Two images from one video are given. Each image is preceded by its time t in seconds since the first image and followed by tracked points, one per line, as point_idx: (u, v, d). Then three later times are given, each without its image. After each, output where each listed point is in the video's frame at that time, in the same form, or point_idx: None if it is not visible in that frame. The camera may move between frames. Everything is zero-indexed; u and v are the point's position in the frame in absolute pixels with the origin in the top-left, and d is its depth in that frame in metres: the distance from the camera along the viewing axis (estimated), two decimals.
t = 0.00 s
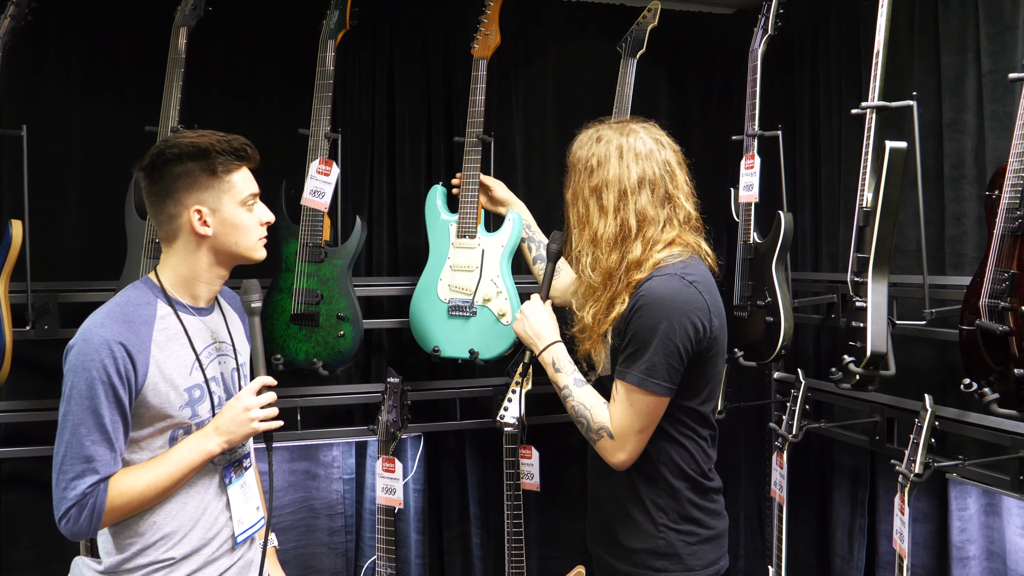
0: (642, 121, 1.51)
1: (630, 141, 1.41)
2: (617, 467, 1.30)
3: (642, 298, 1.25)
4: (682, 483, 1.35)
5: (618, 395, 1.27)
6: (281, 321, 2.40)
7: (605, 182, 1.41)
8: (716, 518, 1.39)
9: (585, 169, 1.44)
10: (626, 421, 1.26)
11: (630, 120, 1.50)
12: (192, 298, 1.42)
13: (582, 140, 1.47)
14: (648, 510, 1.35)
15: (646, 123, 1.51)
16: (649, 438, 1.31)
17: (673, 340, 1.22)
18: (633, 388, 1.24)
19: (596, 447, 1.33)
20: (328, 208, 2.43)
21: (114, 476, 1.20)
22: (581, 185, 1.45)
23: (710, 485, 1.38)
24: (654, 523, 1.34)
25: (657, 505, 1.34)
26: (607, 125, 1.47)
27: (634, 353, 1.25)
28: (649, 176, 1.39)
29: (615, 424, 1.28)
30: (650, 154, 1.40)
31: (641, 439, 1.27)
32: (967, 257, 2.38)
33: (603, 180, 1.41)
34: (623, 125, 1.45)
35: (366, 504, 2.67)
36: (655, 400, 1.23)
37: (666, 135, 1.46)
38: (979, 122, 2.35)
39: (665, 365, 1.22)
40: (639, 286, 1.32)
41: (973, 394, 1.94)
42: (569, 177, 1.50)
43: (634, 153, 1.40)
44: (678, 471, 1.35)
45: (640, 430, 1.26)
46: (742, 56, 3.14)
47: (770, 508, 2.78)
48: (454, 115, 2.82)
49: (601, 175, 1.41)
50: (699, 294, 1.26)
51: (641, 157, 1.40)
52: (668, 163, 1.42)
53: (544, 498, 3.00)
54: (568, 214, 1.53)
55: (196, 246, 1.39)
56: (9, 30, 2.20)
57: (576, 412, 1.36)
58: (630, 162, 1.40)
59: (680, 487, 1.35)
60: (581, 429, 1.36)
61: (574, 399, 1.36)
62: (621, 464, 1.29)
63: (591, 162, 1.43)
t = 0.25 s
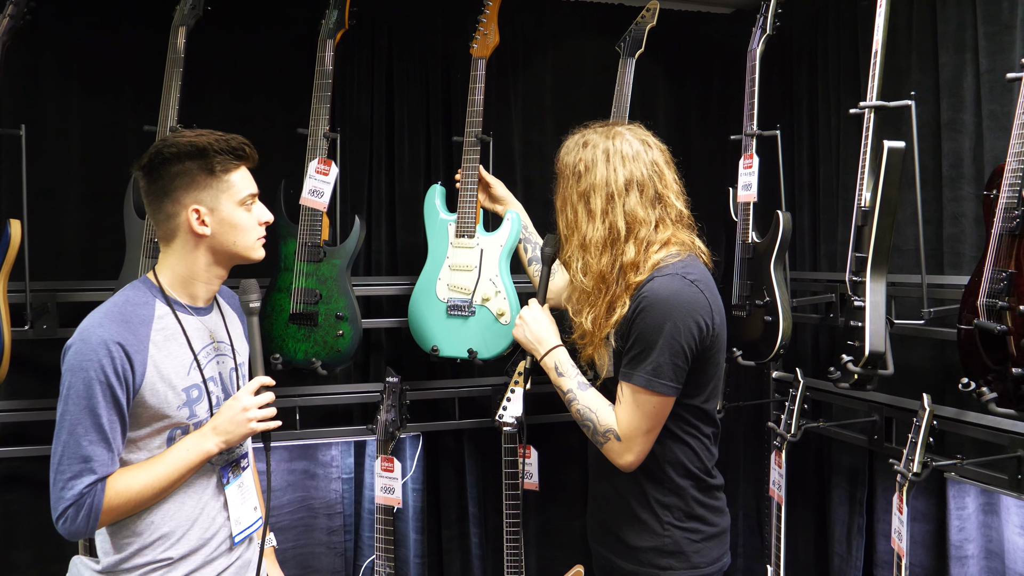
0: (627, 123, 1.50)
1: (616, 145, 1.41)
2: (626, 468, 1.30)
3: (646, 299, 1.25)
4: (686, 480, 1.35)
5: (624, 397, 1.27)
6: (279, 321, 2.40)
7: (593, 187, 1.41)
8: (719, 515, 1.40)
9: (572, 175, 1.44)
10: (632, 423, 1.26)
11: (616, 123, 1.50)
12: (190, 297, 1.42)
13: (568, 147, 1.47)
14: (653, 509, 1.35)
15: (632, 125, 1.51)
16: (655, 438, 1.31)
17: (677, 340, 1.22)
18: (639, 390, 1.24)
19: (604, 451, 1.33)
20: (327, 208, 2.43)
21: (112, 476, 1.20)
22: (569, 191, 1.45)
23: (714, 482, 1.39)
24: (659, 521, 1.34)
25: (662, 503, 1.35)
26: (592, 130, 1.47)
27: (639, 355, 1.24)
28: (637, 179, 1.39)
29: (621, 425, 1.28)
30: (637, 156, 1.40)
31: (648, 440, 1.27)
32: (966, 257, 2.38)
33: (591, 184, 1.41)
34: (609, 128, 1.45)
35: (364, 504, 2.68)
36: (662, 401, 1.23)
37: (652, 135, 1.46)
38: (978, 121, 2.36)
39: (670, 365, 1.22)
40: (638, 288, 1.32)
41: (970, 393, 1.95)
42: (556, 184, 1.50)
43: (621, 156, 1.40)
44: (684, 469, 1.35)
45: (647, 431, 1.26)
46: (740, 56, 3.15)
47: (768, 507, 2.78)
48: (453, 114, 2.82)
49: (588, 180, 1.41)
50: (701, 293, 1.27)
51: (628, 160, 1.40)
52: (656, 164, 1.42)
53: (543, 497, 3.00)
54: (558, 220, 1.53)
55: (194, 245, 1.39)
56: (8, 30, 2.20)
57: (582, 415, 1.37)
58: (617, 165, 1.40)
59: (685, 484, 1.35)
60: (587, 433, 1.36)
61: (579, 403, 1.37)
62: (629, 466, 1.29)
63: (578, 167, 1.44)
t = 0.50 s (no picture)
0: (630, 123, 1.50)
1: (617, 143, 1.41)
2: (625, 469, 1.30)
3: (644, 298, 1.25)
4: (686, 482, 1.35)
5: (623, 398, 1.27)
6: (278, 322, 2.40)
7: (593, 185, 1.41)
8: (720, 516, 1.40)
9: (574, 172, 1.45)
10: (631, 424, 1.26)
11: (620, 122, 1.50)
12: (188, 298, 1.42)
13: (571, 144, 1.48)
14: (653, 510, 1.35)
15: (635, 124, 1.51)
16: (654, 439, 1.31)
17: (675, 340, 1.22)
18: (638, 390, 1.24)
19: (602, 451, 1.33)
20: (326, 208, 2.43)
21: (111, 477, 1.20)
22: (569, 188, 1.46)
23: (714, 484, 1.39)
24: (659, 523, 1.34)
25: (662, 505, 1.35)
26: (595, 127, 1.47)
27: (637, 354, 1.25)
28: (637, 178, 1.39)
29: (620, 426, 1.28)
30: (638, 155, 1.40)
31: (646, 440, 1.27)
32: (965, 257, 2.38)
33: (591, 182, 1.41)
34: (611, 126, 1.45)
35: (363, 504, 2.68)
36: (660, 401, 1.23)
37: (655, 135, 1.46)
38: (976, 121, 2.36)
39: (668, 365, 1.22)
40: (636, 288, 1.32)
41: (969, 393, 1.95)
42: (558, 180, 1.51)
43: (622, 154, 1.41)
44: (684, 471, 1.35)
45: (646, 432, 1.26)
46: (739, 56, 3.15)
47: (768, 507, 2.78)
48: (452, 114, 2.82)
49: (588, 177, 1.42)
50: (700, 293, 1.27)
51: (629, 159, 1.40)
52: (658, 163, 1.42)
53: (542, 497, 3.01)
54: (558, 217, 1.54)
55: (192, 245, 1.39)
56: (7, 30, 2.20)
57: (581, 416, 1.36)
58: (618, 164, 1.40)
59: (684, 486, 1.35)
60: (586, 433, 1.36)
61: (577, 404, 1.37)
62: (628, 466, 1.29)
63: (579, 164, 1.44)
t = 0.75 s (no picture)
0: (645, 121, 1.50)
1: (630, 140, 1.40)
2: (622, 471, 1.29)
3: (646, 299, 1.25)
4: (685, 486, 1.35)
5: (623, 400, 1.27)
6: (277, 321, 2.40)
7: (603, 182, 1.41)
8: (721, 521, 1.39)
9: (586, 168, 1.44)
10: (630, 425, 1.25)
11: (635, 120, 1.50)
12: (186, 297, 1.42)
13: (584, 139, 1.47)
14: (653, 514, 1.35)
15: (650, 122, 1.50)
16: (654, 441, 1.30)
17: (676, 343, 1.22)
18: (638, 393, 1.24)
19: (601, 452, 1.33)
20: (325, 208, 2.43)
21: (110, 477, 1.20)
22: (579, 184, 1.46)
23: (715, 488, 1.38)
24: (658, 527, 1.34)
25: (661, 509, 1.34)
26: (610, 123, 1.47)
27: (638, 356, 1.25)
28: (649, 178, 1.39)
29: (619, 428, 1.27)
30: (651, 154, 1.39)
31: (646, 443, 1.26)
32: (965, 257, 2.38)
33: (601, 179, 1.41)
34: (626, 124, 1.44)
35: (362, 503, 2.68)
36: (660, 404, 1.23)
37: (670, 135, 1.45)
38: (976, 121, 2.35)
39: (668, 369, 1.22)
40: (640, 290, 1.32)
41: (970, 394, 1.94)
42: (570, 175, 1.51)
43: (634, 153, 1.40)
44: (683, 475, 1.35)
45: (645, 434, 1.26)
46: (739, 56, 3.15)
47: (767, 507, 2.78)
48: (451, 114, 2.82)
49: (599, 174, 1.41)
50: (703, 296, 1.26)
51: (641, 158, 1.40)
52: (671, 164, 1.41)
53: (541, 497, 3.01)
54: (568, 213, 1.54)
55: (192, 245, 1.39)
56: (6, 29, 2.20)
57: (580, 416, 1.36)
58: (629, 162, 1.39)
59: (684, 491, 1.34)
60: (585, 434, 1.36)
61: (577, 403, 1.37)
62: (626, 468, 1.29)
63: (591, 160, 1.43)
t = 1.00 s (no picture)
0: (649, 119, 1.49)
1: (635, 140, 1.40)
2: (627, 476, 1.29)
3: (648, 305, 1.25)
4: (688, 490, 1.34)
5: (625, 405, 1.27)
6: (276, 321, 2.40)
7: (609, 183, 1.40)
8: (725, 525, 1.38)
9: (592, 169, 1.43)
10: (632, 430, 1.25)
11: (638, 117, 1.49)
12: (183, 297, 1.42)
13: (588, 138, 1.46)
14: (654, 516, 1.35)
15: (654, 120, 1.49)
16: (658, 446, 1.31)
17: (679, 349, 1.21)
18: (640, 399, 1.24)
19: (605, 456, 1.33)
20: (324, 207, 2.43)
21: (108, 477, 1.20)
22: (584, 185, 1.45)
23: (720, 492, 1.37)
24: (659, 529, 1.34)
25: (664, 511, 1.34)
26: (614, 122, 1.46)
27: (641, 362, 1.25)
28: (655, 178, 1.39)
29: (622, 432, 1.27)
30: (656, 154, 1.39)
31: (649, 448, 1.26)
32: (964, 257, 2.38)
33: (607, 180, 1.40)
34: (630, 122, 1.43)
35: (361, 502, 2.68)
36: (662, 410, 1.23)
37: (674, 133, 1.45)
38: (976, 121, 2.35)
39: (671, 375, 1.22)
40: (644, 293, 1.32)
41: (969, 394, 1.94)
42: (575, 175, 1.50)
43: (640, 152, 1.39)
44: (687, 478, 1.34)
45: (647, 439, 1.26)
46: (738, 56, 3.14)
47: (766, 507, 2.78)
48: (450, 114, 2.82)
49: (605, 175, 1.41)
50: (707, 301, 1.25)
51: (647, 158, 1.39)
52: (676, 163, 1.41)
53: (540, 497, 3.00)
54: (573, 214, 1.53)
55: (194, 245, 1.38)
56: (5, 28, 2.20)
57: (584, 420, 1.36)
58: (635, 163, 1.39)
59: (686, 494, 1.34)
60: (590, 438, 1.36)
61: (581, 407, 1.37)
62: (629, 473, 1.29)
63: (596, 161, 1.43)
